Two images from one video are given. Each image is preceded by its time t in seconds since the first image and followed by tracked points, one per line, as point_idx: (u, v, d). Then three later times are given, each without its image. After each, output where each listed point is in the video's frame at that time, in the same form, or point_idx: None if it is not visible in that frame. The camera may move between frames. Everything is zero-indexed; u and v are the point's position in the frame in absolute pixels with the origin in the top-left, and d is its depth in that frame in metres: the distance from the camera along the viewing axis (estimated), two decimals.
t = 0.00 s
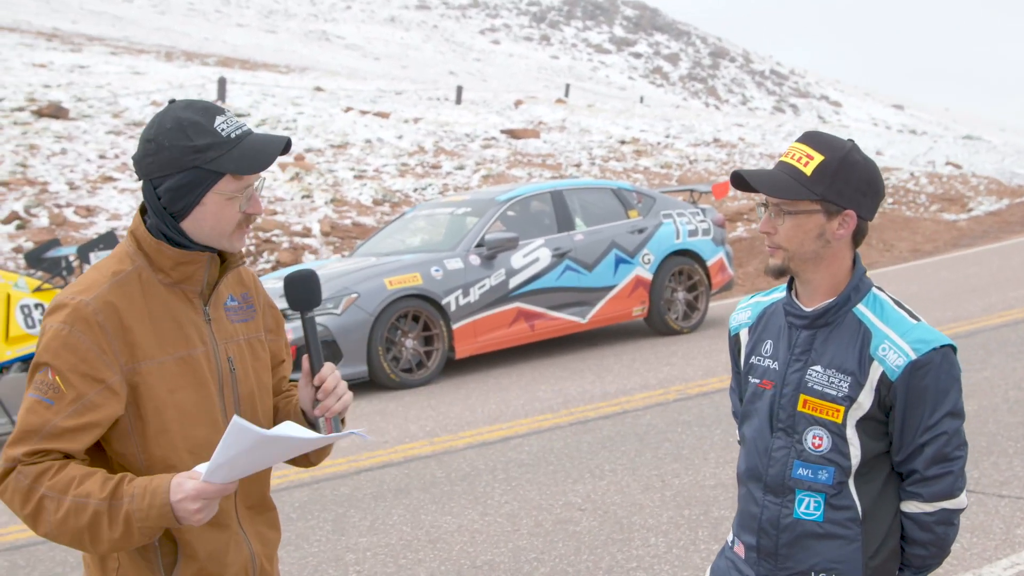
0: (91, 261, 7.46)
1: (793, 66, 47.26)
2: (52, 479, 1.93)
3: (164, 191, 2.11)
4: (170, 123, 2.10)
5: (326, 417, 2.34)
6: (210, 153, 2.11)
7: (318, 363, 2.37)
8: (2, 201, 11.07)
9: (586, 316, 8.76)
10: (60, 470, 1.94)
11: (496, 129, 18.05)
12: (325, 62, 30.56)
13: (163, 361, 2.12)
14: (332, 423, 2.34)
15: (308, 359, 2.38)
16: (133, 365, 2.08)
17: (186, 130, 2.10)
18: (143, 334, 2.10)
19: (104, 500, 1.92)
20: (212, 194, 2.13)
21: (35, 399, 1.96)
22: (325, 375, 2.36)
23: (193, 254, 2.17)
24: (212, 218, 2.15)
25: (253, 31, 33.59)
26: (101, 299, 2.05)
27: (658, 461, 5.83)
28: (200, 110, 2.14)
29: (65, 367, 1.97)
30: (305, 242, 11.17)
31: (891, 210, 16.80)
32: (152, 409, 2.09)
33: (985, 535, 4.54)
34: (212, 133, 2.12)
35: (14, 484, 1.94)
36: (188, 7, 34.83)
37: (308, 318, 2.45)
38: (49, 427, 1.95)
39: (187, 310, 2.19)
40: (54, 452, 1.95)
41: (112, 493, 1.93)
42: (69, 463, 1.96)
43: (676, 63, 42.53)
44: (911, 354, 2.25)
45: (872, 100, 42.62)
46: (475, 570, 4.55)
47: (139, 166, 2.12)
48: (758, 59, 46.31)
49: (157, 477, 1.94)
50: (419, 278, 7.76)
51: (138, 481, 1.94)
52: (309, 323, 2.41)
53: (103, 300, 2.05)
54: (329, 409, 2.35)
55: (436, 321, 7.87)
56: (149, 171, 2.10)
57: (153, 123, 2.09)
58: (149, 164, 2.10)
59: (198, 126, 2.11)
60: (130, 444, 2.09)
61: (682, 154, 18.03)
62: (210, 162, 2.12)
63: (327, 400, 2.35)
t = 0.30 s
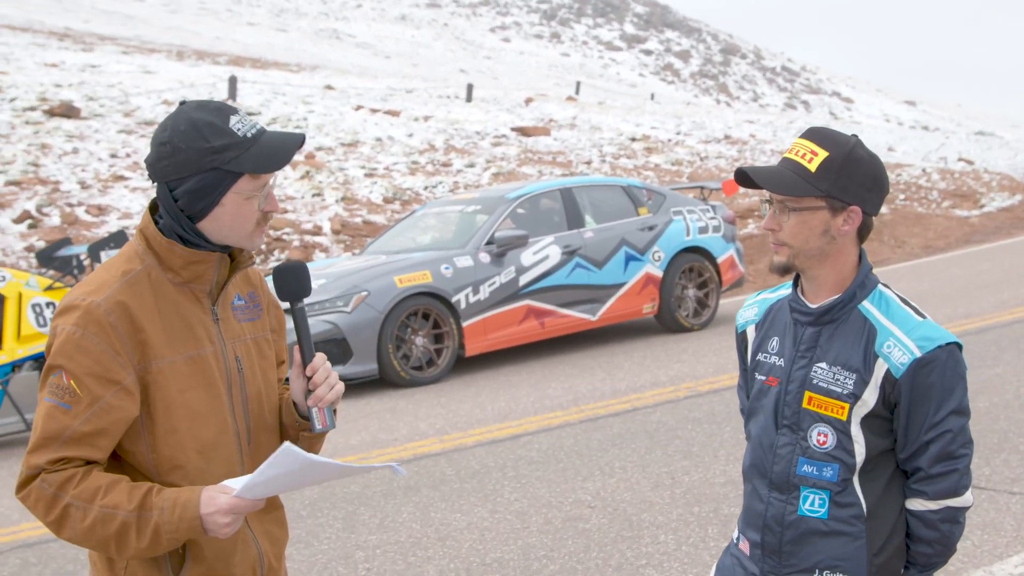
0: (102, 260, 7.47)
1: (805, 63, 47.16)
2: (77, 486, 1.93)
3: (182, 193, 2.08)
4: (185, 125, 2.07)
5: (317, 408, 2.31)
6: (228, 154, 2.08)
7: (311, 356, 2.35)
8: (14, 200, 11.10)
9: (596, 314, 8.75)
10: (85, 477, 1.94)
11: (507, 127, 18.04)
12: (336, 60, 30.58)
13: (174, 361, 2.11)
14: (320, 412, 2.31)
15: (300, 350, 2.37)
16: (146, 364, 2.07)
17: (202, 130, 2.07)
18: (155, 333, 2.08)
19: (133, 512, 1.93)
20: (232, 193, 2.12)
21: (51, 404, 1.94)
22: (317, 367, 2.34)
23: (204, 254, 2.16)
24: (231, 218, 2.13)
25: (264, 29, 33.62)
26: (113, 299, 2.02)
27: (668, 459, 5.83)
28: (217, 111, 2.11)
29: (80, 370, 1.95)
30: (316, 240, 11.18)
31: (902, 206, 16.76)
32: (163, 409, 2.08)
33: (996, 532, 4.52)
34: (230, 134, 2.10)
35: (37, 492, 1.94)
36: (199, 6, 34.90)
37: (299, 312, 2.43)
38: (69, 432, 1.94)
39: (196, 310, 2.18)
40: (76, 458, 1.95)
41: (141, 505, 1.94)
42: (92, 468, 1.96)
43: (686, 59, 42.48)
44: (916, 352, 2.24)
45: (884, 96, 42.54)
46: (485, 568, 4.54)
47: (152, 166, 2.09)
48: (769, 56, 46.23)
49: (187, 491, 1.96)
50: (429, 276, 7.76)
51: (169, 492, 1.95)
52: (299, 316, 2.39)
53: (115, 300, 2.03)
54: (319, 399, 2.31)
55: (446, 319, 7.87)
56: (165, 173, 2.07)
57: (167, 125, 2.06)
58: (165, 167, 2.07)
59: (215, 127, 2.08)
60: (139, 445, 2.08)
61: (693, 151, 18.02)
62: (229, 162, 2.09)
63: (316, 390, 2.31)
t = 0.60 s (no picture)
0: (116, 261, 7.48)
1: (818, 62, 47.09)
2: (110, 488, 1.94)
3: (209, 194, 2.08)
4: (215, 125, 2.07)
5: (336, 406, 2.30)
6: (258, 156, 2.08)
7: (330, 354, 2.34)
8: (28, 201, 11.14)
9: (609, 314, 8.75)
10: (114, 479, 1.94)
11: (519, 127, 18.05)
12: (349, 61, 30.63)
13: (194, 361, 2.10)
14: (339, 410, 2.30)
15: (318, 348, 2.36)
16: (166, 364, 2.06)
17: (231, 132, 2.08)
18: (175, 333, 2.07)
19: (170, 512, 1.94)
20: (258, 197, 2.12)
21: (75, 405, 1.93)
22: (336, 365, 2.33)
23: (225, 255, 2.14)
24: (257, 220, 2.13)
25: (278, 30, 33.69)
26: (136, 298, 2.01)
27: (681, 459, 5.82)
28: (246, 112, 2.11)
29: (104, 371, 1.94)
30: (329, 241, 11.20)
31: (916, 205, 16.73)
32: (180, 410, 2.07)
33: (1008, 532, 4.51)
34: (259, 137, 2.11)
35: (67, 493, 1.93)
36: (213, 7, 34.96)
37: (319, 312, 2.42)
38: (96, 432, 1.94)
39: (214, 310, 2.17)
40: (102, 459, 1.95)
41: (178, 505, 1.95)
42: (120, 469, 1.97)
43: (700, 59, 42.44)
44: (924, 350, 2.24)
45: (898, 96, 42.43)
46: (497, 568, 4.55)
47: (179, 165, 2.09)
48: (782, 55, 46.16)
49: (223, 490, 1.98)
50: (441, 276, 7.77)
51: (205, 491, 1.97)
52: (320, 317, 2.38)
53: (137, 299, 2.01)
54: (338, 397, 2.30)
55: (459, 319, 7.88)
56: (193, 172, 2.07)
57: (197, 123, 2.06)
58: (193, 165, 2.07)
59: (245, 129, 2.09)
60: (156, 444, 2.07)
61: (706, 151, 18.01)
62: (257, 165, 2.09)
63: (336, 387, 2.31)
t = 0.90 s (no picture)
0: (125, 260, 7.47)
1: (829, 62, 47.03)
2: (153, 481, 1.96)
3: (243, 186, 2.09)
4: (250, 119, 2.08)
5: (370, 399, 2.31)
6: (291, 148, 2.08)
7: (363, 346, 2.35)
8: (38, 199, 11.16)
9: (617, 313, 8.75)
10: (157, 471, 1.97)
11: (529, 126, 18.04)
12: (359, 59, 30.65)
13: (231, 355, 2.11)
14: (372, 404, 2.31)
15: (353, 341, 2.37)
16: (204, 358, 2.07)
17: (265, 126, 2.08)
18: (212, 327, 2.08)
19: (213, 503, 1.97)
20: (292, 189, 2.12)
21: (116, 399, 1.95)
22: (370, 357, 2.33)
23: (262, 251, 2.15)
24: (292, 213, 2.14)
25: (288, 29, 33.71)
26: (175, 292, 2.03)
27: (689, 458, 5.82)
28: (280, 106, 2.12)
29: (144, 364, 1.95)
30: (338, 240, 11.21)
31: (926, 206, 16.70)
32: (216, 404, 2.08)
33: (1015, 532, 4.50)
34: (293, 130, 2.11)
35: (110, 485, 1.96)
36: (223, 6, 34.99)
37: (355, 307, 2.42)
38: (137, 424, 1.95)
39: (252, 306, 2.17)
40: (144, 452, 1.97)
41: (221, 497, 1.98)
42: (161, 462, 1.98)
43: (710, 59, 42.39)
44: (929, 349, 2.24)
45: (908, 96, 42.34)
46: (504, 566, 4.55)
47: (215, 159, 2.10)
48: (792, 55, 46.10)
49: (267, 483, 2.01)
50: (450, 275, 7.77)
51: (248, 483, 2.00)
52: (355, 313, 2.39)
53: (176, 293, 2.03)
54: (372, 389, 2.31)
55: (467, 318, 7.88)
56: (228, 166, 2.08)
57: (232, 117, 2.07)
58: (229, 158, 2.08)
59: (278, 122, 2.09)
60: (194, 437, 2.09)
61: (715, 151, 18.00)
62: (291, 157, 2.09)
63: (369, 379, 2.32)
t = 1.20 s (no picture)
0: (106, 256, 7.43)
1: (814, 63, 47.16)
2: (170, 465, 1.99)
3: (260, 172, 2.10)
4: (264, 105, 2.10)
5: (395, 382, 2.31)
6: (305, 131, 2.09)
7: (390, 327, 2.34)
8: (21, 196, 11.14)
9: (601, 312, 8.76)
10: (174, 456, 1.99)
11: (514, 125, 18.05)
12: (344, 58, 30.63)
13: (245, 342, 2.11)
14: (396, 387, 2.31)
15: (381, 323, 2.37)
16: (218, 342, 2.08)
17: (281, 110, 2.10)
18: (228, 313, 2.09)
19: (228, 489, 1.99)
20: (308, 172, 2.12)
21: (134, 382, 1.98)
22: (396, 341, 2.33)
23: (279, 237, 2.16)
24: (308, 196, 2.13)
25: (274, 27, 33.67)
26: (190, 278, 2.05)
27: (672, 457, 5.83)
28: (294, 93, 2.13)
29: (159, 348, 1.98)
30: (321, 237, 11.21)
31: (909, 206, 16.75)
32: (231, 389, 2.09)
33: (996, 529, 4.52)
34: (306, 113, 2.11)
35: (128, 469, 1.99)
36: (209, 3, 34.94)
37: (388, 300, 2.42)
38: (153, 407, 1.98)
39: (272, 293, 2.18)
40: (161, 434, 1.99)
41: (237, 482, 2.00)
42: (179, 445, 2.01)
43: (696, 59, 42.46)
44: (910, 345, 2.25)
45: (893, 97, 42.45)
46: (485, 563, 4.56)
47: (232, 147, 2.12)
48: (778, 56, 46.20)
49: (282, 470, 2.02)
50: (433, 273, 7.77)
51: (263, 470, 2.02)
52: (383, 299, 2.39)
53: (191, 279, 2.05)
54: (397, 373, 2.31)
55: (450, 316, 7.87)
56: (243, 152, 2.10)
57: (247, 105, 2.09)
58: (243, 145, 2.09)
59: (292, 106, 2.10)
60: (211, 420, 2.10)
61: (700, 151, 18.03)
62: (305, 140, 2.10)
63: (396, 364, 2.31)
